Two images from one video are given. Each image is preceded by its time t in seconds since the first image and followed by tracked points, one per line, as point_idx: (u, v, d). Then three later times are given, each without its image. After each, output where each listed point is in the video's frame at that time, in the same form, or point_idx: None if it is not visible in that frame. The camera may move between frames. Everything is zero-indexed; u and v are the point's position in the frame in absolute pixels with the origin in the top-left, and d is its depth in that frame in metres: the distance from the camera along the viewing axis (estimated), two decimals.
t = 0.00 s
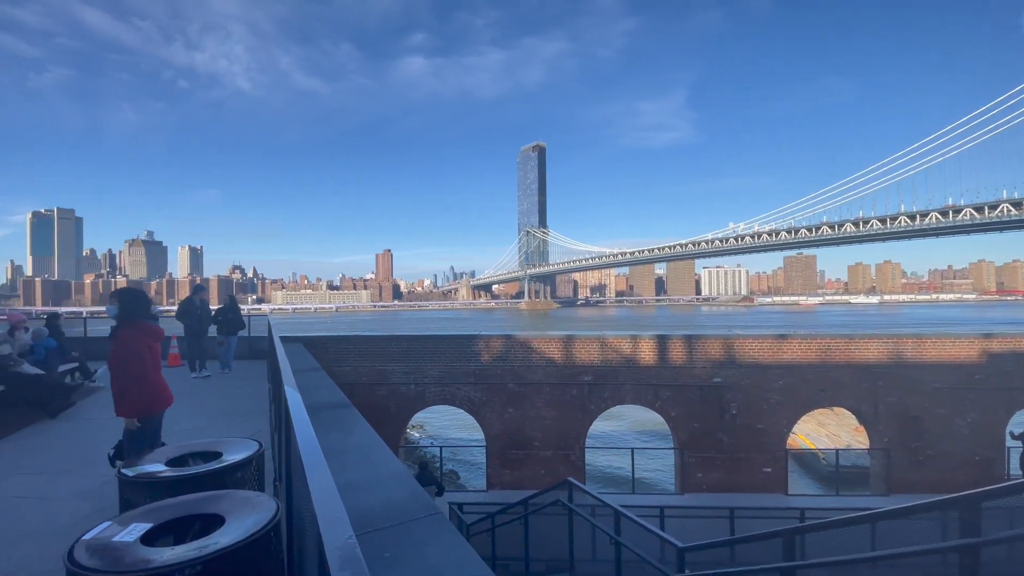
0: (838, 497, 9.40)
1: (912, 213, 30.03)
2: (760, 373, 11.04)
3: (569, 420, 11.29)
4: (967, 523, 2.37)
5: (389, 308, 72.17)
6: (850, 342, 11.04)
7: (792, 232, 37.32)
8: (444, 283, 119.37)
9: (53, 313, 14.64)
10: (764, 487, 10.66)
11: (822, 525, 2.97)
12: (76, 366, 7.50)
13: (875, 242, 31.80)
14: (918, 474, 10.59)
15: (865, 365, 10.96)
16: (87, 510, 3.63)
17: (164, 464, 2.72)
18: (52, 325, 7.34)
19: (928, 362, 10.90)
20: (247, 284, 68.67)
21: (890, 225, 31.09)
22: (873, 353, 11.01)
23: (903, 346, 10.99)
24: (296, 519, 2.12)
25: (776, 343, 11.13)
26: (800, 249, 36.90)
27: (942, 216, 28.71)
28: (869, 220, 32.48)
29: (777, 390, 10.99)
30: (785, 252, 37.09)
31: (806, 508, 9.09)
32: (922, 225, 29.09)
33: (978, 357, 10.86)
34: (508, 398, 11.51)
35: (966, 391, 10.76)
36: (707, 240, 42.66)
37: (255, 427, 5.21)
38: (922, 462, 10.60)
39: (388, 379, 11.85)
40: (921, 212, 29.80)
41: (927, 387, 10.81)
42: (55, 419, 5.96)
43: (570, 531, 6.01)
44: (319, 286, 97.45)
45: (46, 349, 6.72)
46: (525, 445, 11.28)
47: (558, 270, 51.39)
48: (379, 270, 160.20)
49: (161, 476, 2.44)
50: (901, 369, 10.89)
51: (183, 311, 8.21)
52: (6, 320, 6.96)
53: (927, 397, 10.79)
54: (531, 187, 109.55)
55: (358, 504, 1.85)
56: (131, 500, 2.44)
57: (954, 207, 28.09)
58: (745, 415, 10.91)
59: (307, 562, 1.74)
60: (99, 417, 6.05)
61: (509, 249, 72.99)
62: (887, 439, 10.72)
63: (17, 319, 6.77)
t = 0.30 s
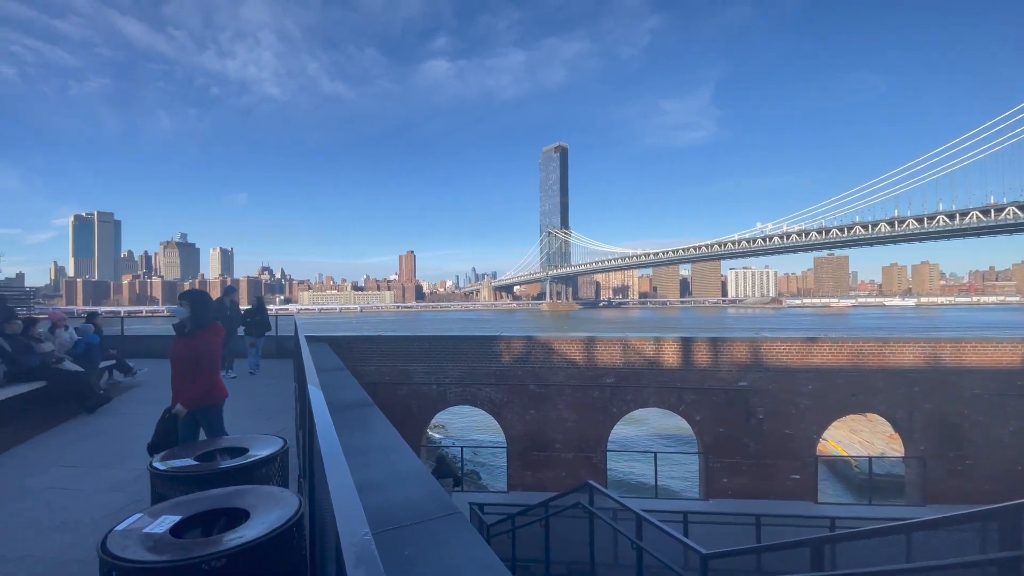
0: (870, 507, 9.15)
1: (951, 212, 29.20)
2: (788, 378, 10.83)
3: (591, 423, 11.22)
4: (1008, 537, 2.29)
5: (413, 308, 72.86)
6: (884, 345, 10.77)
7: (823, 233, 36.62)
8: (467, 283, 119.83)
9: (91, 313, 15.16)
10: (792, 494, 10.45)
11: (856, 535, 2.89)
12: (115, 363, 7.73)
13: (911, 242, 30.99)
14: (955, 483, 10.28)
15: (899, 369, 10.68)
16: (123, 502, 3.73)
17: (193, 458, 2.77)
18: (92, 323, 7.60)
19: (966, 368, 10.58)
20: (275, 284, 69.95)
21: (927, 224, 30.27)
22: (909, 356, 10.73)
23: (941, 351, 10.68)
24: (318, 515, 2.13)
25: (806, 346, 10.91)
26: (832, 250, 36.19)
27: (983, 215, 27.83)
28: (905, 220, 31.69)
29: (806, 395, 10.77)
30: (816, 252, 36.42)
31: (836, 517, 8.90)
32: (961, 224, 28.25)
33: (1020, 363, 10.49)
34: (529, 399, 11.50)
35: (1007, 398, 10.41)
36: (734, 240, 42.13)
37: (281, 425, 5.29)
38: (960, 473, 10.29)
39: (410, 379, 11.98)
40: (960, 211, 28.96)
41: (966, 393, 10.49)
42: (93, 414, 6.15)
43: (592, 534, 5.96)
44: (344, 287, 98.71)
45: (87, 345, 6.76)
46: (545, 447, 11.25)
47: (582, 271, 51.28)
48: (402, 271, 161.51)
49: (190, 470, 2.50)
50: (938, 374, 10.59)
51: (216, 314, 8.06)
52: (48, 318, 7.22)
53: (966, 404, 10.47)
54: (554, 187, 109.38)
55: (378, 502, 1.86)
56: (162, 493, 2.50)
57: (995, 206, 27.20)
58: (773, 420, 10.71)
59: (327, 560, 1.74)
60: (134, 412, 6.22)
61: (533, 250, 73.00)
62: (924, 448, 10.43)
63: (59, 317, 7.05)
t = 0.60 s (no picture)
0: (902, 514, 8.92)
1: (988, 210, 28.35)
2: (815, 380, 10.64)
3: (612, 424, 11.15)
4: None
5: (435, 308, 73.36)
6: (918, 347, 10.52)
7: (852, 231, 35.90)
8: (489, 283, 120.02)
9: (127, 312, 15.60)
10: (820, 499, 10.25)
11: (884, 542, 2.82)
12: (148, 361, 7.89)
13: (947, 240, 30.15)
14: (992, 491, 9.98)
15: (934, 373, 10.40)
16: (155, 495, 3.81)
17: (220, 453, 2.82)
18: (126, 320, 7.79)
19: (1005, 372, 10.28)
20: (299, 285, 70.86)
21: (965, 222, 29.42)
22: (945, 360, 10.45)
23: (979, 354, 10.37)
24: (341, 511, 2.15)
25: (835, 347, 10.73)
26: (862, 248, 35.46)
27: None
28: (941, 218, 30.85)
29: (835, 399, 10.56)
30: (846, 251, 35.73)
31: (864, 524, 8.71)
32: (1000, 222, 27.39)
33: None
34: (549, 400, 11.48)
35: None
36: (760, 239, 41.53)
37: (306, 422, 5.36)
38: (998, 480, 9.97)
39: (431, 378, 12.11)
40: (999, 208, 28.08)
41: (1005, 397, 10.19)
42: (127, 410, 6.30)
43: (612, 537, 5.92)
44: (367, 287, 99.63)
45: (121, 343, 6.82)
46: (566, 448, 11.22)
47: (604, 271, 51.08)
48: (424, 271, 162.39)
49: (219, 465, 2.53)
50: (976, 378, 10.30)
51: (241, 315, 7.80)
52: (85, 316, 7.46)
53: (1005, 408, 10.17)
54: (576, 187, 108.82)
55: (399, 500, 1.86)
56: (192, 487, 2.55)
57: None
58: (800, 423, 10.53)
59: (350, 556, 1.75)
60: (165, 408, 6.37)
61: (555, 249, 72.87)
62: (960, 454, 10.13)
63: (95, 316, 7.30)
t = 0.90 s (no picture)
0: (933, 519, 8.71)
1: None
2: (842, 380, 10.46)
3: (634, 425, 11.08)
4: None
5: (457, 308, 73.69)
6: (953, 347, 10.25)
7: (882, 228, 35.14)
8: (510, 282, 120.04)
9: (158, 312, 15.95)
10: (848, 503, 10.06)
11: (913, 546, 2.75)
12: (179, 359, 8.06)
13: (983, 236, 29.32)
14: None
15: (970, 374, 10.13)
16: (185, 490, 3.88)
17: (247, 449, 2.86)
18: (158, 320, 7.95)
19: None
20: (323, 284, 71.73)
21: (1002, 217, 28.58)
22: (981, 360, 10.17)
23: (1018, 353, 10.08)
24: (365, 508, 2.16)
25: (865, 347, 10.48)
26: (892, 245, 34.73)
27: None
28: (976, 213, 30.01)
29: (864, 400, 10.35)
30: (875, 248, 35.02)
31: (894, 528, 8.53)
32: None
33: None
34: (569, 400, 11.45)
35: None
36: (786, 236, 40.91)
37: (329, 420, 5.42)
38: None
39: (452, 377, 12.20)
40: None
41: None
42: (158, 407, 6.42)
43: (633, 538, 5.89)
44: (390, 286, 100.49)
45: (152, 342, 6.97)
46: (586, 448, 11.17)
47: (626, 269, 50.82)
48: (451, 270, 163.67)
49: (247, 460, 2.57)
50: (1015, 378, 10.02)
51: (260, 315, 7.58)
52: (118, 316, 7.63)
53: None
54: (598, 185, 108.33)
55: (421, 498, 1.87)
56: (221, 481, 2.58)
57: None
58: (828, 425, 10.34)
59: (375, 552, 1.76)
60: (195, 405, 6.48)
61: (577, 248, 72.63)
62: (997, 457, 9.88)
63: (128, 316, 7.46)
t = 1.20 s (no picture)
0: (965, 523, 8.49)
1: None
2: (867, 380, 10.28)
3: (654, 425, 11.00)
4: None
5: (475, 308, 73.94)
6: (986, 348, 10.02)
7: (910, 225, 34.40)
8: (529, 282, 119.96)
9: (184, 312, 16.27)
10: (876, 505, 9.87)
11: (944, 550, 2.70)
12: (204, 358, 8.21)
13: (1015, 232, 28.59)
14: None
15: (1004, 375, 9.89)
16: (211, 484, 3.94)
17: (271, 446, 2.89)
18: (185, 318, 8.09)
19: None
20: (344, 284, 72.41)
21: None
22: (1015, 360, 9.92)
23: None
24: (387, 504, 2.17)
25: (894, 347, 10.28)
26: (919, 242, 34.04)
27: None
28: (1007, 209, 29.28)
29: (893, 400, 10.15)
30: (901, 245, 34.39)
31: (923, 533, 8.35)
32: None
33: None
34: (587, 400, 11.42)
35: None
36: (810, 234, 40.27)
37: (351, 418, 5.47)
38: None
39: (470, 376, 12.25)
40: None
41: None
42: (185, 404, 6.53)
43: (655, 540, 5.85)
44: (409, 286, 101.05)
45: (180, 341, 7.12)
46: (606, 448, 11.13)
47: (646, 268, 50.51)
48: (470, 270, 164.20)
49: (272, 456, 2.60)
50: None
51: (279, 313, 7.50)
52: (147, 315, 7.79)
53: None
54: (617, 183, 107.62)
55: (442, 496, 1.86)
56: (247, 477, 2.61)
57: None
58: (854, 426, 10.16)
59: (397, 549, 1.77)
60: (220, 402, 6.57)
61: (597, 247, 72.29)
62: None
63: (156, 315, 7.62)
